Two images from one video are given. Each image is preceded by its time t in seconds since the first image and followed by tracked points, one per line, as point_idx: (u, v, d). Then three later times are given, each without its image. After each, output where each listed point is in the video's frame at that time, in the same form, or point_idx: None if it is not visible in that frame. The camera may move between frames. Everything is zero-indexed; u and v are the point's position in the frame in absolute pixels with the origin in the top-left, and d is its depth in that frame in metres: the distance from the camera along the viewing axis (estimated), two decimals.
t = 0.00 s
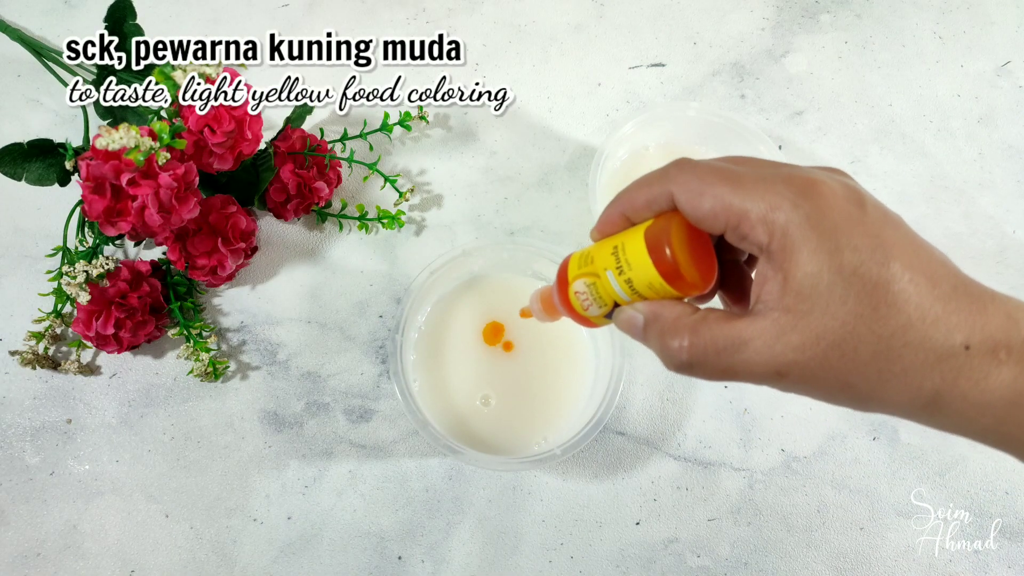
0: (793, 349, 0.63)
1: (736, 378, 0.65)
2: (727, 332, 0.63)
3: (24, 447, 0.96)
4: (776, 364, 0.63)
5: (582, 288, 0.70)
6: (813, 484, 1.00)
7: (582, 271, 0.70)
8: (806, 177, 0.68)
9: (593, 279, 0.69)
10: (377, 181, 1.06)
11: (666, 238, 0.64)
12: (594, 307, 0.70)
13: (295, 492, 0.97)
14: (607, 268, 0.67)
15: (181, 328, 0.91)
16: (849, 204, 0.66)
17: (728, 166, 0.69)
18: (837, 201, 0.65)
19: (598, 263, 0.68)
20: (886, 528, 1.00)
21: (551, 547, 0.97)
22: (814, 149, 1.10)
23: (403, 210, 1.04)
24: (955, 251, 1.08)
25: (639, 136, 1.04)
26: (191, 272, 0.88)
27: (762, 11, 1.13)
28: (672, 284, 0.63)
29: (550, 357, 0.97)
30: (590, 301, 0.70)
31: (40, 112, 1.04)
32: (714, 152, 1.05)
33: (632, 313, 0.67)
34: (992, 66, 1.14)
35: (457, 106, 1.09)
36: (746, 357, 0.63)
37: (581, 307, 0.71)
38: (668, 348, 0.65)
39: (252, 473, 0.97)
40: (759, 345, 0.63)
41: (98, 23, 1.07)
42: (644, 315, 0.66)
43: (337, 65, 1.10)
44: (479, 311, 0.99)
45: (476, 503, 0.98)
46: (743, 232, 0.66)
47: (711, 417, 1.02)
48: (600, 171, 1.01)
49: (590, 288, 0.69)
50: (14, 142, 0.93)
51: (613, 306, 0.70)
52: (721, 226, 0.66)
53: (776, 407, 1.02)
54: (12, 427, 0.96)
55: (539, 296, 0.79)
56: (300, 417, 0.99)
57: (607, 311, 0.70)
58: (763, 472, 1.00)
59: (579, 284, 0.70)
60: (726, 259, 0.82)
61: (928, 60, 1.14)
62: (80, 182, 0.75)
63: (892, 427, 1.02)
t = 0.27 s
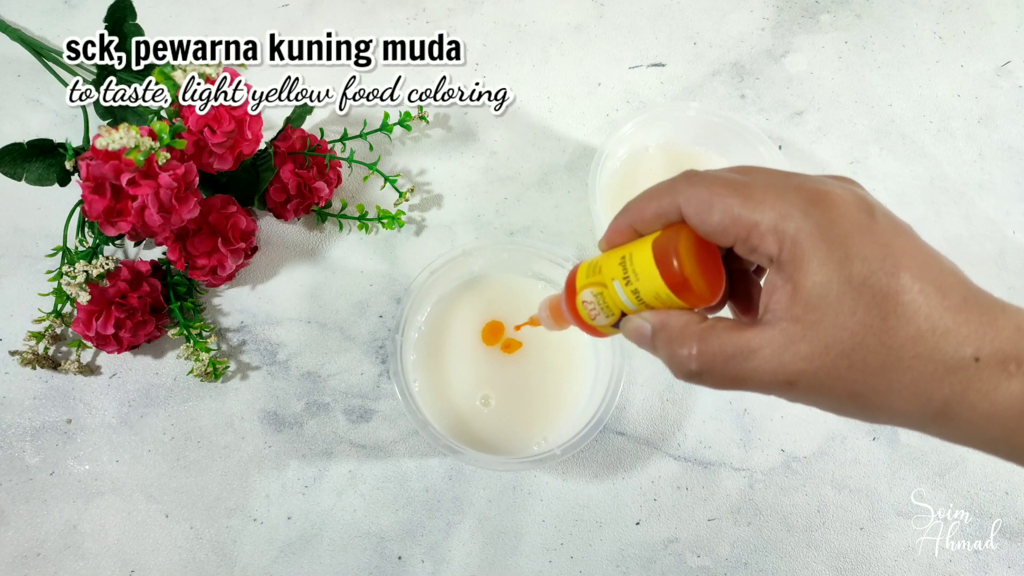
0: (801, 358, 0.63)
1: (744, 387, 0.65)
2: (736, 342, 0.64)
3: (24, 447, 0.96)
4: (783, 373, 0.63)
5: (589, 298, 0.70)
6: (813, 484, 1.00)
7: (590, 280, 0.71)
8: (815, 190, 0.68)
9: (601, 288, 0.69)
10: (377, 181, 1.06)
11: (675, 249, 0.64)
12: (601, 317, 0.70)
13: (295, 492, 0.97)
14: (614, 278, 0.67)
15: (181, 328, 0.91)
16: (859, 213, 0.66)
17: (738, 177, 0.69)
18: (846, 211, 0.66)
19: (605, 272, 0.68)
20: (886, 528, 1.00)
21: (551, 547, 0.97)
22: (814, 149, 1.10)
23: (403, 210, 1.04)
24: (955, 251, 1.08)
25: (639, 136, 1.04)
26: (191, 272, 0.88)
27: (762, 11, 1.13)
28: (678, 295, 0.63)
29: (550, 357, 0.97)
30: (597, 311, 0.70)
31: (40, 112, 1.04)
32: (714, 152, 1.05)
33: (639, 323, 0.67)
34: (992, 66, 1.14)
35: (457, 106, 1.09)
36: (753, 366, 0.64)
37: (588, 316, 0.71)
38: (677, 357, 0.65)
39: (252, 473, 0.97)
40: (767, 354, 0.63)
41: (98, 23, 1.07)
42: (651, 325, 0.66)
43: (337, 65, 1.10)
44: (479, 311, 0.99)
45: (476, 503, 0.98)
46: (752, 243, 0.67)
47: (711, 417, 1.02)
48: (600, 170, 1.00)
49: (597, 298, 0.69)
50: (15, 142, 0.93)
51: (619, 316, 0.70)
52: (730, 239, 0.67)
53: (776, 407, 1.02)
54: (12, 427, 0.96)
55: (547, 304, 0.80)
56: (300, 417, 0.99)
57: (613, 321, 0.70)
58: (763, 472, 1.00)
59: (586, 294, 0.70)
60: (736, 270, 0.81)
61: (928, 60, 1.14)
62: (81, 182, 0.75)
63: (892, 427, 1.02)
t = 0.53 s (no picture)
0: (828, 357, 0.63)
1: (770, 390, 0.64)
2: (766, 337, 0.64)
3: (24, 447, 0.96)
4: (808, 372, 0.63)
5: (604, 289, 0.68)
6: (813, 484, 1.00)
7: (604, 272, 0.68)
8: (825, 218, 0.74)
9: (618, 279, 0.67)
10: (377, 181, 1.06)
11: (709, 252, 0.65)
12: (613, 309, 0.68)
13: (295, 492, 0.97)
14: (636, 269, 0.66)
15: (181, 328, 0.91)
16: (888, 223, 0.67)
17: (770, 185, 0.72)
18: (876, 220, 0.66)
19: (627, 263, 0.67)
20: (886, 528, 1.00)
21: (551, 547, 0.97)
22: (814, 149, 1.10)
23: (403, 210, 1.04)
24: (955, 251, 1.08)
25: (639, 136, 1.04)
26: (191, 272, 0.88)
27: (762, 11, 1.13)
28: (705, 292, 0.63)
29: (550, 357, 0.97)
30: (610, 303, 0.68)
31: (40, 111, 1.04)
32: (714, 152, 1.06)
33: (661, 322, 0.65)
34: (992, 66, 1.14)
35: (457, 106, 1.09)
36: (783, 366, 0.63)
37: (598, 308, 0.69)
38: (701, 352, 0.64)
39: (252, 473, 0.97)
40: (798, 354, 0.63)
41: (98, 22, 1.07)
42: (676, 322, 0.65)
43: (337, 65, 1.10)
44: (480, 311, 0.99)
45: (476, 503, 0.98)
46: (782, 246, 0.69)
47: (711, 417, 1.02)
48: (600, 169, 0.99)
49: (614, 288, 0.67)
50: (15, 142, 0.93)
51: (632, 311, 0.67)
52: (759, 237, 0.71)
53: (776, 407, 1.02)
54: (11, 427, 0.96)
55: (548, 296, 0.77)
56: (300, 417, 0.99)
57: (625, 315, 0.68)
58: (763, 472, 1.00)
59: (600, 284, 0.67)
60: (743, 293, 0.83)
61: (928, 60, 1.14)
62: (81, 182, 0.75)
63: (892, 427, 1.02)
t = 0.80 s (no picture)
0: (977, 346, 0.63)
1: (915, 343, 0.62)
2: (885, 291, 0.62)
3: (24, 447, 0.96)
4: (978, 358, 0.63)
5: (735, 268, 0.68)
6: (813, 484, 1.00)
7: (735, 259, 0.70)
8: (838, 243, 0.84)
9: (750, 260, 0.69)
10: (377, 181, 1.06)
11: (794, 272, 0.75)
12: (742, 292, 0.68)
13: (295, 492, 0.97)
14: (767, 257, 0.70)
15: (181, 328, 0.91)
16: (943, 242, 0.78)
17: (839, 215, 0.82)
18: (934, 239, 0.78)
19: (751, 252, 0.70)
20: (886, 528, 1.00)
21: (551, 547, 0.97)
22: (814, 149, 1.10)
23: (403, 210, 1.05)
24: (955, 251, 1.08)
25: (639, 135, 1.04)
26: (191, 272, 0.88)
27: (762, 11, 1.14)
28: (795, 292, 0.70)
29: (550, 357, 0.97)
30: (739, 284, 0.67)
31: (39, 111, 1.04)
32: (714, 152, 1.06)
33: (813, 286, 0.63)
34: (992, 66, 1.14)
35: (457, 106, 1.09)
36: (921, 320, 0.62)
37: (727, 289, 0.68)
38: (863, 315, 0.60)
39: (252, 473, 0.97)
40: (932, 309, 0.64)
41: (98, 22, 1.07)
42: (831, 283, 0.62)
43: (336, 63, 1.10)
44: (480, 311, 0.99)
45: (476, 503, 0.98)
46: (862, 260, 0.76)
47: (711, 417, 1.02)
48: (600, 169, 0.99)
49: (747, 268, 0.68)
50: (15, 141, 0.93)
51: (760, 299, 0.67)
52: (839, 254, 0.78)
53: (775, 407, 1.02)
54: (11, 427, 0.96)
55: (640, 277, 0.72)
56: (300, 417, 0.99)
57: (751, 303, 0.67)
58: (763, 472, 1.00)
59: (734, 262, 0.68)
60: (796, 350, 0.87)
61: (927, 60, 1.14)
62: (81, 182, 0.75)
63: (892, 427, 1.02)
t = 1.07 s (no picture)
0: None
1: None
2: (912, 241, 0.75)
3: (24, 447, 0.96)
4: None
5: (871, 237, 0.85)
6: (813, 483, 1.00)
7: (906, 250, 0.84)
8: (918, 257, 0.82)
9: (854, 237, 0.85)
10: (377, 181, 1.06)
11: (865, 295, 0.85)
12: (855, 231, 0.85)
13: (295, 492, 0.97)
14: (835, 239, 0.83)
15: (182, 328, 0.91)
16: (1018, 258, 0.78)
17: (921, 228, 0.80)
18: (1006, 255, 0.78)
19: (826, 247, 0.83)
20: (886, 528, 1.00)
21: (551, 547, 0.97)
22: (814, 149, 1.10)
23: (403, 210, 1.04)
24: (955, 250, 1.08)
25: (639, 135, 1.04)
26: (191, 272, 0.88)
27: (762, 11, 1.14)
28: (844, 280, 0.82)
29: (550, 357, 0.97)
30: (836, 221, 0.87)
31: (39, 111, 1.04)
32: (713, 152, 1.06)
33: None
34: (992, 66, 1.14)
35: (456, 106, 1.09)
36: None
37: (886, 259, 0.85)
38: None
39: (252, 473, 0.97)
40: None
41: (97, 22, 1.07)
42: None
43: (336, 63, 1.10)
44: (480, 311, 0.99)
45: (476, 503, 0.98)
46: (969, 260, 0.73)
47: (711, 417, 1.02)
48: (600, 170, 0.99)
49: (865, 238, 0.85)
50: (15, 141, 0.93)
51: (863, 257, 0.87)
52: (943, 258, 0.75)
53: (775, 407, 1.02)
54: (12, 427, 0.97)
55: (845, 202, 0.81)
56: (300, 417, 0.99)
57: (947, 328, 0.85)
58: (763, 472, 1.00)
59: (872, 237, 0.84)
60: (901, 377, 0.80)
61: (927, 60, 1.14)
62: (81, 182, 0.76)
63: (892, 427, 1.02)
